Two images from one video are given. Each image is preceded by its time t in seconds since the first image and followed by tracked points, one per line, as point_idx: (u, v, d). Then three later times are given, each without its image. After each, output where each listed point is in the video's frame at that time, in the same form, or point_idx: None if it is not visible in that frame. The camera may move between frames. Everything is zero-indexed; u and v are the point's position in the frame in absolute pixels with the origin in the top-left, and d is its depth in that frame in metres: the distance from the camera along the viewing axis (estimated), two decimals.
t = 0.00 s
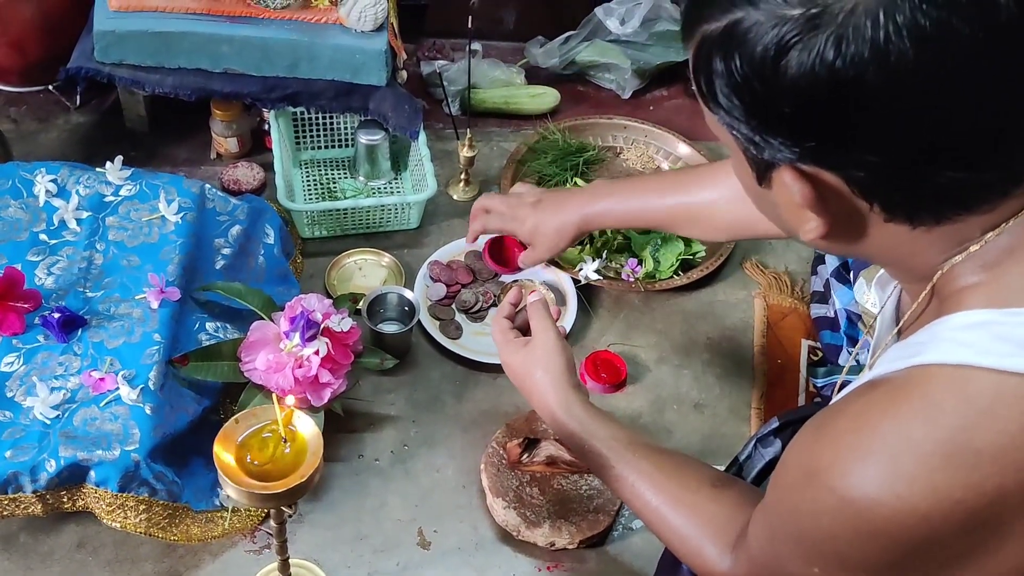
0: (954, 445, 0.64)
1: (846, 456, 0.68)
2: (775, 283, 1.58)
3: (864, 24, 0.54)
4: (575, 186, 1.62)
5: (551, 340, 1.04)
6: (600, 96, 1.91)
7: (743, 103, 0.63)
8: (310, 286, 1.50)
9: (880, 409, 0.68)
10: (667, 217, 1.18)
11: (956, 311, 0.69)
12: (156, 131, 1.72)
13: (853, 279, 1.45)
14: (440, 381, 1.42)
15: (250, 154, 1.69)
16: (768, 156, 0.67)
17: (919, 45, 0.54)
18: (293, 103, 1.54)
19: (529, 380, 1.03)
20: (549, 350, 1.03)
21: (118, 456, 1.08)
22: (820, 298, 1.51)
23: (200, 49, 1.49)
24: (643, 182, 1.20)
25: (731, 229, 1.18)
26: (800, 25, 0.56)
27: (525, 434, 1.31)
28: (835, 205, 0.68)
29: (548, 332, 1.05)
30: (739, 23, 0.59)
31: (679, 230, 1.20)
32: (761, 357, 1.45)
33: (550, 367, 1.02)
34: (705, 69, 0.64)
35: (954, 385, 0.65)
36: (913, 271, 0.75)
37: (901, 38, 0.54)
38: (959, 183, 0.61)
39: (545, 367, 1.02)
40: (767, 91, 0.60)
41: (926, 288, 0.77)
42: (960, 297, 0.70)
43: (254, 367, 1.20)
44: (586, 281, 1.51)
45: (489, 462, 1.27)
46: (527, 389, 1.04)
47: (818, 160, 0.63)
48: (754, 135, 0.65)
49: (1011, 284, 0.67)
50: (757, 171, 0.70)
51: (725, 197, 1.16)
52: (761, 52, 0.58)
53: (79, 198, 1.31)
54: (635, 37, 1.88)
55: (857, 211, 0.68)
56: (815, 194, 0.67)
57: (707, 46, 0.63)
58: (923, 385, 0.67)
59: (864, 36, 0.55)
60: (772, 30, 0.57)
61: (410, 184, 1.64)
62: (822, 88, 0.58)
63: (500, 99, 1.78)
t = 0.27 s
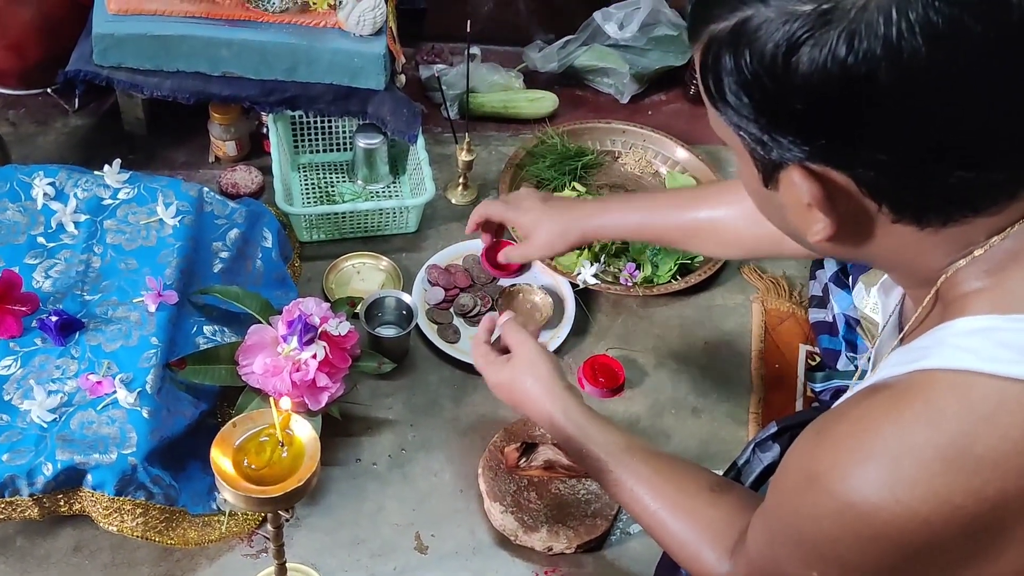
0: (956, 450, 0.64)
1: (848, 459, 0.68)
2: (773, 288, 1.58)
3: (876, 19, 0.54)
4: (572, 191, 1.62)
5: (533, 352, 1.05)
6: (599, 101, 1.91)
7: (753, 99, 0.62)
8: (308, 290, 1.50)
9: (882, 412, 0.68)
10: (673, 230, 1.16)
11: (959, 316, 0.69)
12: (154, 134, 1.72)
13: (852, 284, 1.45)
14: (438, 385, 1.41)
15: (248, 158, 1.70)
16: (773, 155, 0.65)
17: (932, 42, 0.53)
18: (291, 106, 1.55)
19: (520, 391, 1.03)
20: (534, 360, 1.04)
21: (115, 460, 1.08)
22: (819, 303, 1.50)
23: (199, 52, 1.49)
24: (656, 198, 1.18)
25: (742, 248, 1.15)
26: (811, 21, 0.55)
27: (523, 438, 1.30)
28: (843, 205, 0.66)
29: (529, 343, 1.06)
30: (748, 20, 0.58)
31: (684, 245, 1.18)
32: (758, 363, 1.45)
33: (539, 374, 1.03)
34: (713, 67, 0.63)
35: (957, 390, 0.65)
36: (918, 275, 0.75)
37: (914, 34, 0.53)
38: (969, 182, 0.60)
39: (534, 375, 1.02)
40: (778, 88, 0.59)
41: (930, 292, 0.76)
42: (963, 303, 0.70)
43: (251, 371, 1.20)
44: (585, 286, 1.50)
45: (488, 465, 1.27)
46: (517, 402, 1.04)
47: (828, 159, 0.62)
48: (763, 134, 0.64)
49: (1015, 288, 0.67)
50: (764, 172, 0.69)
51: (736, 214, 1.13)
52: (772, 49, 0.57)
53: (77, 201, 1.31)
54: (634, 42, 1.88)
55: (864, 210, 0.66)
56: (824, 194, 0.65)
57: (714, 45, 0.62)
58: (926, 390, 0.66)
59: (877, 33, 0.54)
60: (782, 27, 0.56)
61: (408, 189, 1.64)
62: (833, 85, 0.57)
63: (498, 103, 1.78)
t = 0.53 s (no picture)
0: (949, 456, 0.64)
1: (842, 466, 0.68)
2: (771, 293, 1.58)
3: (857, 27, 0.53)
4: (571, 195, 1.63)
5: (521, 360, 1.07)
6: (597, 105, 1.92)
7: (739, 106, 0.62)
8: (307, 294, 1.50)
9: (875, 418, 0.68)
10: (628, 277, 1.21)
11: (949, 323, 0.69)
12: (153, 138, 1.72)
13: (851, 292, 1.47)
14: (436, 389, 1.42)
15: (247, 162, 1.70)
16: (759, 160, 0.65)
17: (912, 48, 0.53)
18: (291, 110, 1.56)
19: (512, 403, 1.04)
20: (522, 368, 1.06)
21: (114, 463, 1.08)
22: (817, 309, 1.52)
23: (198, 56, 1.49)
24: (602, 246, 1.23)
25: (697, 283, 1.17)
26: (793, 28, 0.55)
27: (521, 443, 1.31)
28: (830, 212, 0.66)
29: (516, 353, 1.08)
30: (734, 28, 0.58)
31: (643, 290, 1.22)
32: (756, 368, 1.46)
33: (528, 384, 1.04)
34: (700, 74, 0.63)
35: (949, 396, 0.65)
36: (908, 283, 0.75)
37: (894, 41, 0.53)
38: (953, 187, 0.60)
39: (523, 385, 1.04)
40: (765, 94, 0.59)
41: (920, 300, 0.77)
42: (954, 309, 0.70)
43: (250, 374, 1.20)
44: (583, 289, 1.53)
45: (485, 469, 1.27)
46: (512, 412, 1.05)
47: (812, 164, 0.62)
48: (749, 141, 0.64)
49: (1005, 294, 0.67)
50: (752, 180, 0.68)
51: (689, 252, 1.16)
52: (756, 55, 0.57)
53: (77, 204, 1.32)
54: (632, 48, 1.90)
55: (851, 217, 0.66)
56: (810, 200, 0.65)
57: (703, 52, 0.62)
58: (918, 396, 0.67)
59: (857, 40, 0.54)
60: (766, 34, 0.57)
61: (407, 193, 1.64)
62: (816, 92, 0.56)
63: (497, 107, 1.79)
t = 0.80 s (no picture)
0: (949, 466, 0.64)
1: (842, 475, 0.68)
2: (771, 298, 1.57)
3: (855, 36, 0.54)
4: (570, 200, 1.63)
5: (524, 362, 1.07)
6: (596, 110, 1.93)
7: (737, 112, 0.61)
8: (306, 297, 1.50)
9: (876, 427, 0.68)
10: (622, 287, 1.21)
11: (948, 332, 0.69)
12: (153, 140, 1.73)
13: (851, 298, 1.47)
14: (435, 393, 1.42)
15: (247, 165, 1.70)
16: (753, 165, 0.65)
17: (910, 59, 0.54)
18: (291, 114, 1.56)
19: (514, 405, 1.05)
20: (524, 370, 1.06)
21: (112, 466, 1.08)
22: (816, 314, 1.52)
23: (199, 59, 1.49)
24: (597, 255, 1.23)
25: (690, 294, 1.17)
26: (791, 36, 0.56)
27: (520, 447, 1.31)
28: (827, 218, 0.66)
29: (518, 354, 1.08)
30: (733, 35, 0.58)
31: (636, 299, 1.22)
32: (755, 373, 1.46)
33: (529, 386, 1.04)
34: (699, 79, 0.63)
35: (948, 406, 0.65)
36: (906, 290, 0.75)
37: (892, 50, 0.54)
38: (947, 199, 0.61)
39: (525, 387, 1.04)
40: (761, 101, 0.59)
41: (920, 306, 0.77)
42: (954, 318, 0.70)
43: (249, 377, 1.20)
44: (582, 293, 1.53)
45: (484, 474, 1.27)
46: (514, 413, 1.05)
47: (809, 170, 0.62)
48: (747, 147, 0.64)
49: (1005, 302, 0.67)
50: (751, 185, 0.68)
51: (682, 262, 1.16)
52: (753, 63, 0.57)
53: (76, 207, 1.31)
54: (631, 53, 1.90)
55: (848, 226, 0.67)
56: (806, 207, 0.65)
57: (701, 58, 0.62)
58: (918, 406, 0.67)
59: (855, 50, 0.54)
60: (764, 41, 0.57)
61: (406, 197, 1.65)
62: (812, 100, 0.56)
63: (496, 112, 1.79)
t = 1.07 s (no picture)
0: (955, 471, 0.64)
1: (848, 480, 0.68)
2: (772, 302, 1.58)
3: (865, 37, 0.53)
4: (572, 203, 1.63)
5: (528, 364, 1.07)
6: (598, 113, 1.93)
7: (745, 106, 0.61)
8: (309, 299, 1.50)
9: (881, 432, 0.68)
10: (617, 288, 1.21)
11: (956, 336, 0.69)
12: (156, 142, 1.73)
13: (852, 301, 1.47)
14: (437, 395, 1.42)
15: (249, 167, 1.70)
16: (763, 163, 0.65)
17: (919, 63, 0.53)
18: (293, 116, 1.56)
19: (518, 406, 1.05)
20: (528, 373, 1.06)
21: (115, 467, 1.07)
22: (818, 317, 1.51)
23: (201, 61, 1.49)
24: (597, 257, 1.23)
25: (685, 298, 1.17)
26: (803, 34, 0.55)
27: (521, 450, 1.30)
28: (831, 216, 0.66)
29: (523, 358, 1.08)
30: (747, 29, 0.58)
31: (631, 303, 1.22)
32: (757, 377, 1.46)
33: (531, 389, 1.04)
34: (711, 72, 0.63)
35: (954, 411, 0.65)
36: (913, 292, 0.75)
37: (902, 53, 0.53)
38: (950, 204, 0.60)
39: (527, 389, 1.04)
40: (771, 97, 0.59)
41: (927, 309, 0.77)
42: (961, 322, 0.70)
43: (251, 379, 1.20)
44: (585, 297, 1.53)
45: (485, 477, 1.27)
46: (518, 415, 1.06)
47: (816, 169, 0.62)
48: (754, 141, 0.64)
49: (1012, 307, 0.67)
50: (758, 181, 0.68)
51: (679, 266, 1.16)
52: (764, 59, 0.57)
53: (78, 208, 1.31)
54: (633, 56, 1.90)
55: (850, 224, 0.67)
56: (811, 205, 0.65)
57: (714, 51, 0.62)
58: (924, 410, 0.67)
59: (865, 51, 0.53)
60: (776, 37, 0.56)
61: (408, 199, 1.65)
62: (821, 99, 0.56)
63: (498, 114, 1.80)
